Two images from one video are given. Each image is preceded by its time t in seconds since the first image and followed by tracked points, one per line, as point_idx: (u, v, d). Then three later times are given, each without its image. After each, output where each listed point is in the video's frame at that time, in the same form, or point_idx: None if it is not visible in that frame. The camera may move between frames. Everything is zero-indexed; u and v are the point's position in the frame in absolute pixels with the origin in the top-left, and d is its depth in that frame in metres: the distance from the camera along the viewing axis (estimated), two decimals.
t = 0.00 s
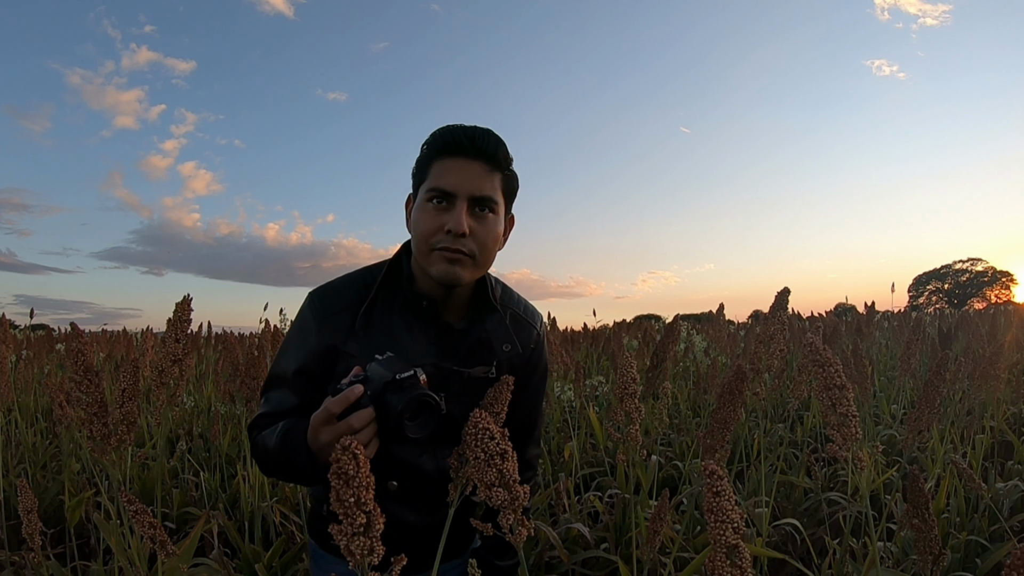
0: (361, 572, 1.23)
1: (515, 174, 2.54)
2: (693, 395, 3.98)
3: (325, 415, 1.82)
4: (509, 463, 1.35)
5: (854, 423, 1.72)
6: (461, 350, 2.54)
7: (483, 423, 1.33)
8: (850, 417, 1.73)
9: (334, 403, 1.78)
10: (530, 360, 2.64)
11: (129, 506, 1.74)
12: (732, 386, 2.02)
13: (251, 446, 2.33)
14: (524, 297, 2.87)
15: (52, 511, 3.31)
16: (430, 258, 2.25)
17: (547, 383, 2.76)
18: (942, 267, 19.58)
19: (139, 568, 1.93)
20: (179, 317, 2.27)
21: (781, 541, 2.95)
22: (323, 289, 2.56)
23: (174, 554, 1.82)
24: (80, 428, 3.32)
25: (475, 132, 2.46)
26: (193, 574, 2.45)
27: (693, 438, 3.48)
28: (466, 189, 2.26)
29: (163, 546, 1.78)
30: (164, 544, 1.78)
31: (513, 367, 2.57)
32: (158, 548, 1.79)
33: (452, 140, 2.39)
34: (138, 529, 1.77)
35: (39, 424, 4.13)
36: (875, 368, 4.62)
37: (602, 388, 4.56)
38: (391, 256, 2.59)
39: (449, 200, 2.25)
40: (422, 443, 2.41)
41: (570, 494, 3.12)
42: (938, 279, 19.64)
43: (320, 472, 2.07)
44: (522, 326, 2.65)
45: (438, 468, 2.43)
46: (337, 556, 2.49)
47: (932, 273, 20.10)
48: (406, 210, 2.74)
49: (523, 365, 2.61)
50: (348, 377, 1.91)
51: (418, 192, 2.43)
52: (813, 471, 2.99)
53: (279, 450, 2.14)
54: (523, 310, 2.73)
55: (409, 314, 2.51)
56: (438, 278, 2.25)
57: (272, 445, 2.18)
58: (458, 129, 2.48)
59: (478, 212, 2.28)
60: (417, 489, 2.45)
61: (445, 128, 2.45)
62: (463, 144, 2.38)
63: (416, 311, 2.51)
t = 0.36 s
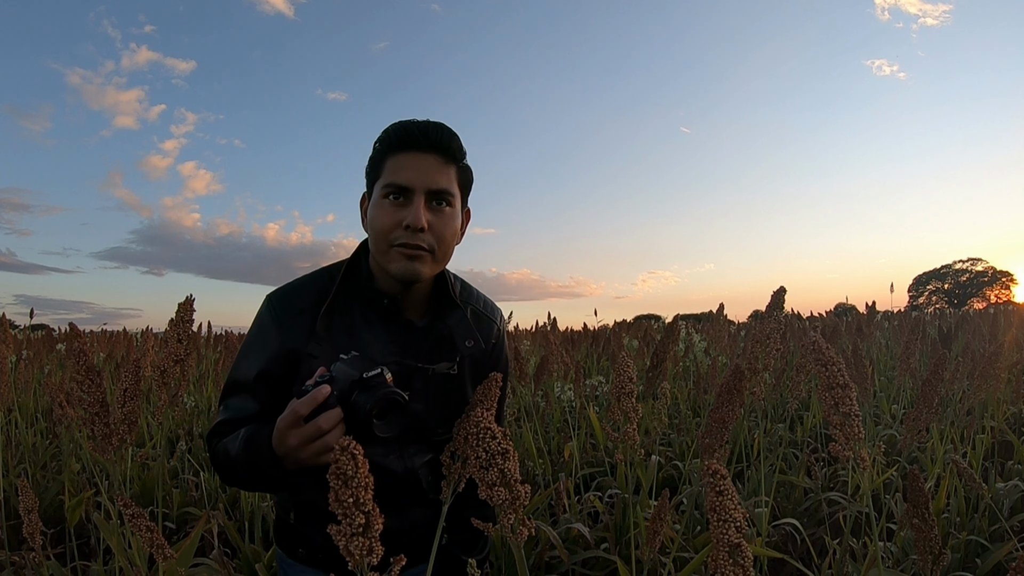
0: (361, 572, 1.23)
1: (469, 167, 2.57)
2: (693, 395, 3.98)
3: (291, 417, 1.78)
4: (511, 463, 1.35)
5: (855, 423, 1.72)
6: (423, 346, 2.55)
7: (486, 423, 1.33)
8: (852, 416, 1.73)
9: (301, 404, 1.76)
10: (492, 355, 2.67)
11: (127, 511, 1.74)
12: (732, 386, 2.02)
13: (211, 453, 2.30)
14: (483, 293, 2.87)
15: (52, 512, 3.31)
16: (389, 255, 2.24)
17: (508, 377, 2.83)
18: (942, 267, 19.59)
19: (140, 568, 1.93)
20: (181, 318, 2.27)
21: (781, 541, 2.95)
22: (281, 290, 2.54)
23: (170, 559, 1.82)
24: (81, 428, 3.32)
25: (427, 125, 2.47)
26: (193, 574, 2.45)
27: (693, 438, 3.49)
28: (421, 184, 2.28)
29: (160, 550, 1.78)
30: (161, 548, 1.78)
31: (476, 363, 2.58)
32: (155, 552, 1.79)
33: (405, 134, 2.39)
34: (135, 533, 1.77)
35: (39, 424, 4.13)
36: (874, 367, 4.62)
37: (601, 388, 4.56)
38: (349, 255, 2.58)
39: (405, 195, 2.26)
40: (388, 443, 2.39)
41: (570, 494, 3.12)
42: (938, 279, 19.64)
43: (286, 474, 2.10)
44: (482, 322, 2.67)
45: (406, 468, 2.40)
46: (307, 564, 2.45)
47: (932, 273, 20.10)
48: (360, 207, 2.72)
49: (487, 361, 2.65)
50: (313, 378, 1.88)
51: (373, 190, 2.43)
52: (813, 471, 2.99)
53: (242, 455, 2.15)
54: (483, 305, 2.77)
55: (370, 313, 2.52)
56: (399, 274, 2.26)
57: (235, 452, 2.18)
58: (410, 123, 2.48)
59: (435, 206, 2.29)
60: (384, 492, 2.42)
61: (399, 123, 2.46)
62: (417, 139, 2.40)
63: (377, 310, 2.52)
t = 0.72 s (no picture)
0: (356, 572, 1.23)
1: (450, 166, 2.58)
2: (693, 395, 3.98)
3: (276, 425, 1.79)
4: (512, 465, 1.35)
5: (853, 424, 1.72)
6: (406, 347, 2.51)
7: (485, 425, 1.33)
8: (849, 417, 1.73)
9: (285, 411, 1.77)
10: (477, 351, 2.72)
11: (117, 513, 1.80)
12: (733, 387, 2.02)
13: (199, 457, 2.32)
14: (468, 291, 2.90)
15: (52, 512, 3.31)
16: (374, 256, 2.25)
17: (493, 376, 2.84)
18: (942, 267, 19.59)
19: (140, 568, 1.93)
20: (180, 317, 2.27)
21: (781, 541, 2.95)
22: (265, 296, 2.53)
23: (164, 560, 1.84)
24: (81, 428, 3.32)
25: (407, 125, 2.47)
26: (193, 573, 2.45)
27: (693, 438, 3.49)
28: (404, 184, 2.28)
29: (153, 552, 1.82)
30: (154, 549, 1.82)
31: (459, 359, 2.63)
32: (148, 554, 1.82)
33: (385, 135, 2.38)
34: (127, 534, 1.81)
35: (39, 424, 4.13)
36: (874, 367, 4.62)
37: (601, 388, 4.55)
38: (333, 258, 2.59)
39: (388, 196, 2.26)
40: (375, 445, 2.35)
41: (570, 494, 3.12)
42: (938, 279, 19.63)
43: (273, 479, 2.10)
44: (467, 321, 2.74)
45: (392, 469, 2.38)
46: (297, 565, 2.48)
47: (932, 273, 20.10)
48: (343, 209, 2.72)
49: (469, 359, 2.69)
50: (299, 385, 1.89)
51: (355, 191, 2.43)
52: (813, 471, 2.99)
53: (228, 459, 2.15)
54: (467, 304, 2.79)
55: (353, 315, 2.49)
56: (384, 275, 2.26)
57: (222, 456, 2.18)
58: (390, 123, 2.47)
59: (419, 206, 2.30)
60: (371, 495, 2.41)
61: (378, 125, 2.44)
62: (397, 139, 2.39)
63: (360, 311, 2.49)
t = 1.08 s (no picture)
0: (357, 572, 1.23)
1: (469, 171, 2.57)
2: (693, 395, 3.98)
3: (293, 419, 1.80)
4: (510, 465, 1.35)
5: (850, 424, 1.73)
6: (425, 347, 2.53)
7: (483, 424, 1.33)
8: (847, 418, 1.74)
9: (301, 406, 1.78)
10: (496, 352, 2.69)
11: (129, 508, 1.73)
12: (732, 387, 2.02)
13: (218, 452, 2.32)
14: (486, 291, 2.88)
15: (52, 512, 3.31)
16: (392, 259, 2.25)
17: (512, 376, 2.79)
18: (942, 267, 19.58)
19: (140, 568, 1.93)
20: (180, 317, 2.27)
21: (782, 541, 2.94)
22: (285, 293, 2.53)
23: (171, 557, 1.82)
24: (81, 428, 3.32)
25: (428, 131, 2.47)
26: (193, 574, 2.45)
27: (693, 438, 3.49)
28: (423, 189, 2.28)
29: (163, 547, 1.78)
30: (164, 545, 1.77)
31: (477, 359, 2.61)
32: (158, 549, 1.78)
33: (406, 140, 2.39)
34: (137, 530, 1.76)
35: (39, 424, 4.13)
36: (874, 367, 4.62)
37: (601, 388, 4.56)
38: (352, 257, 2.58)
39: (407, 200, 2.26)
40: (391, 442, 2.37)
41: (570, 494, 3.12)
42: (938, 279, 19.63)
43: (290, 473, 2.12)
44: (487, 321, 2.70)
45: (408, 467, 2.40)
46: (313, 560, 2.48)
47: (932, 273, 20.09)
48: (363, 212, 2.73)
49: (488, 359, 2.66)
50: (317, 381, 1.90)
51: (375, 194, 2.43)
52: (813, 471, 2.99)
53: (247, 454, 2.16)
54: (485, 304, 2.76)
55: (371, 314, 2.51)
56: (402, 279, 2.26)
57: (239, 450, 2.19)
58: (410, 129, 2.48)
59: (437, 211, 2.30)
60: (387, 492, 2.43)
61: (399, 129, 2.46)
62: (417, 144, 2.39)
63: (378, 310, 2.50)
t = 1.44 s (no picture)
0: (357, 572, 1.23)
1: (504, 173, 2.55)
2: (693, 395, 3.98)
3: (325, 409, 1.83)
4: (509, 463, 1.35)
5: (853, 423, 1.72)
6: (460, 346, 2.52)
7: (482, 424, 1.33)
8: (850, 417, 1.73)
9: (331, 396, 1.79)
10: (531, 355, 2.65)
11: (128, 510, 1.73)
12: (731, 386, 2.02)
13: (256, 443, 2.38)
14: (522, 294, 2.86)
15: (52, 512, 3.31)
16: (425, 261, 2.25)
17: (548, 379, 2.73)
18: (942, 267, 19.57)
19: (140, 568, 1.93)
20: (180, 317, 2.27)
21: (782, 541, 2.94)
22: (325, 292, 2.58)
23: (170, 558, 1.82)
24: (81, 428, 3.33)
25: (461, 134, 2.47)
26: (193, 573, 2.44)
27: (693, 438, 3.49)
28: (455, 191, 2.28)
29: (162, 549, 1.78)
30: (163, 547, 1.78)
31: (512, 361, 2.57)
32: (156, 550, 1.78)
33: (439, 144, 2.40)
34: (136, 532, 1.76)
35: (39, 424, 4.13)
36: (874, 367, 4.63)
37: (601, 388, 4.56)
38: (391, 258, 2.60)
39: (441, 203, 2.27)
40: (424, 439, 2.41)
41: (570, 494, 3.12)
42: (938, 279, 19.62)
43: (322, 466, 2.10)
44: (522, 323, 2.67)
45: (440, 463, 2.43)
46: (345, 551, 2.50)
47: (932, 273, 20.08)
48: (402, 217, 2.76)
49: (523, 362, 2.61)
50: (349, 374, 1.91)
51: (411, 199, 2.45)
52: (813, 471, 2.99)
53: (281, 444, 2.17)
54: (522, 307, 2.73)
55: (407, 312, 2.51)
56: (435, 280, 2.26)
57: (275, 440, 2.22)
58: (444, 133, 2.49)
59: (469, 213, 2.29)
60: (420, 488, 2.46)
61: (433, 134, 2.47)
62: (450, 147, 2.40)
63: (414, 308, 2.51)
